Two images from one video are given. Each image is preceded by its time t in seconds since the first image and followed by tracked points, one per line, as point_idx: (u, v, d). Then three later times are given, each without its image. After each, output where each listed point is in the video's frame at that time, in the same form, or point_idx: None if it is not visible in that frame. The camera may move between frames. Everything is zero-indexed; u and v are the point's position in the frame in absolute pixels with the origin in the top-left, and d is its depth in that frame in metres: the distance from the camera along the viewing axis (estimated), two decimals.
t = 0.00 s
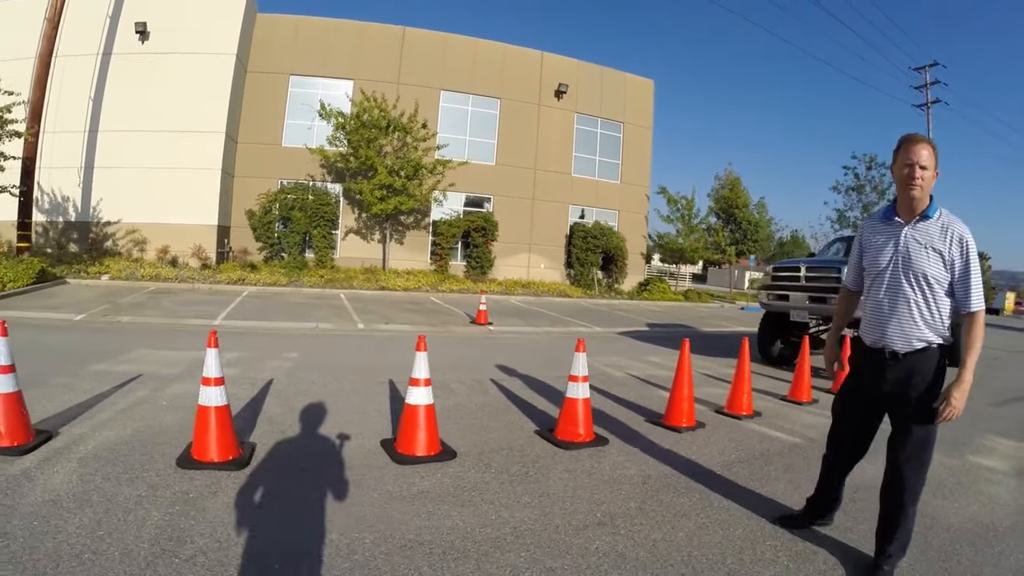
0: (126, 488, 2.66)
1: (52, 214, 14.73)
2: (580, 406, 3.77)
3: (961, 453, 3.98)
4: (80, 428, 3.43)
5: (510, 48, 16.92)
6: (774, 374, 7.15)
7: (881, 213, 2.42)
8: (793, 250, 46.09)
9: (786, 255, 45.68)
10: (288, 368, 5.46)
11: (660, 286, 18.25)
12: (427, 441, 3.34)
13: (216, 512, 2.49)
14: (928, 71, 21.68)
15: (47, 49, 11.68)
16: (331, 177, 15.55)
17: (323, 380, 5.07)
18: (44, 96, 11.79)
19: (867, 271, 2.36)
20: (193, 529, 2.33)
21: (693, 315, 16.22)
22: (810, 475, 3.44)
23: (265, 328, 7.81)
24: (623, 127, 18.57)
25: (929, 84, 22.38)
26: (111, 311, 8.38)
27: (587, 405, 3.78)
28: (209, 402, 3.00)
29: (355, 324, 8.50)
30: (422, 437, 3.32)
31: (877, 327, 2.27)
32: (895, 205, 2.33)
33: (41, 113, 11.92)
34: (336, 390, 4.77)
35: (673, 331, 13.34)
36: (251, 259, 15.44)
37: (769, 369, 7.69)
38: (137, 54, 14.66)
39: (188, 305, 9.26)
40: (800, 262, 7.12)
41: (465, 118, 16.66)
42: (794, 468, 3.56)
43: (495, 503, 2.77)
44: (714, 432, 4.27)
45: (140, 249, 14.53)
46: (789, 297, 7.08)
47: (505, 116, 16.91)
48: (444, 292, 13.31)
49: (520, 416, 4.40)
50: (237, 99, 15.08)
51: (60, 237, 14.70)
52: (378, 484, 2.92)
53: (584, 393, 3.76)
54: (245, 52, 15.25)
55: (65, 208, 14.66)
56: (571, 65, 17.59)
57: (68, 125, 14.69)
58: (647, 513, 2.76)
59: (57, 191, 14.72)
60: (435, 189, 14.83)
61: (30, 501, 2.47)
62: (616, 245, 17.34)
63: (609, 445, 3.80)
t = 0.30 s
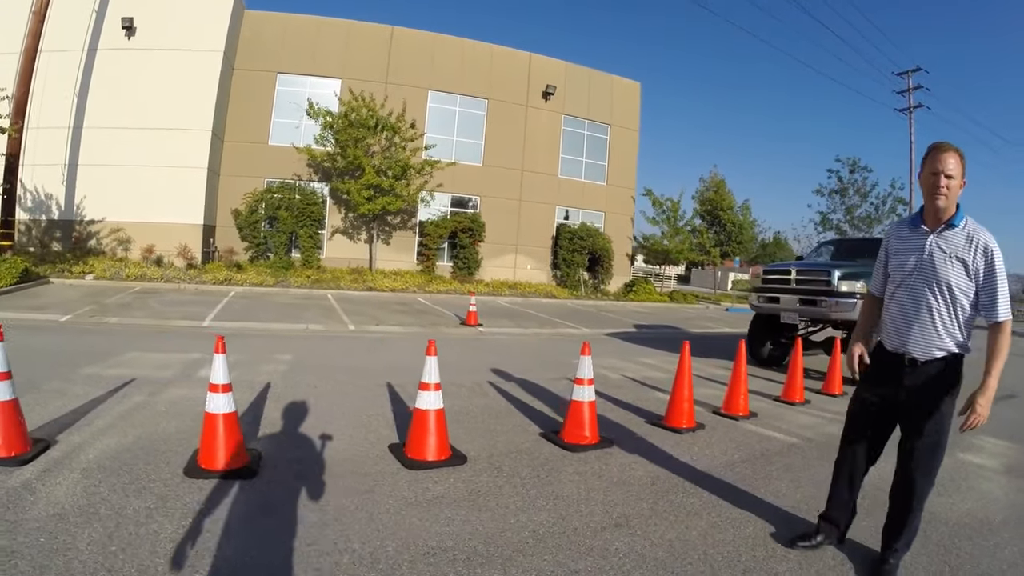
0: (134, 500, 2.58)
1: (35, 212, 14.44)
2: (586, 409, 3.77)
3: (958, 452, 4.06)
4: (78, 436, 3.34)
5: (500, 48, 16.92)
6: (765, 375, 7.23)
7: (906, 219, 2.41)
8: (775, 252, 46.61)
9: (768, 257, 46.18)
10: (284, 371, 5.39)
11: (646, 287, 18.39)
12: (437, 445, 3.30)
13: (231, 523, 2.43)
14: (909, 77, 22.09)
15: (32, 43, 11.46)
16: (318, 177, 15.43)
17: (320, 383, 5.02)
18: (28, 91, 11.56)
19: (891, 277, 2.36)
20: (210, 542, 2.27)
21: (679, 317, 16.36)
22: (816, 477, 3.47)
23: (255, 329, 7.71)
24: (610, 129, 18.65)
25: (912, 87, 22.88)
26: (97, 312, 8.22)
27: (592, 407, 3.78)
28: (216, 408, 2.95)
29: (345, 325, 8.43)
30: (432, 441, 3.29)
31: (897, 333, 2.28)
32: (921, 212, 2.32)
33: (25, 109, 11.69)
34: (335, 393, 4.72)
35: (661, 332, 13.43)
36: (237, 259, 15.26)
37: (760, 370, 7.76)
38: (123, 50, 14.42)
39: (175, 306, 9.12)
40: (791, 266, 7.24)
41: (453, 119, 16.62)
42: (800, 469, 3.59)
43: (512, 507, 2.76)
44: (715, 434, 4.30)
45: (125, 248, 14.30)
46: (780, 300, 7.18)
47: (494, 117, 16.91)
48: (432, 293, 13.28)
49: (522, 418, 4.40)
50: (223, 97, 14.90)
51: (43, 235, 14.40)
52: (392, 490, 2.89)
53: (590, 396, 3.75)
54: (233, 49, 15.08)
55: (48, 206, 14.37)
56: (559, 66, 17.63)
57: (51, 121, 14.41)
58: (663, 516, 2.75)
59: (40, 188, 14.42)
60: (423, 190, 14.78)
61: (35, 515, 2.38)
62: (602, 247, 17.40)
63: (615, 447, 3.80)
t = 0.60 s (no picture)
0: (138, 514, 2.52)
1: (16, 211, 14.12)
2: (588, 413, 3.78)
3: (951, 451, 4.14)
4: (73, 446, 3.26)
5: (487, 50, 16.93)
6: (754, 377, 7.32)
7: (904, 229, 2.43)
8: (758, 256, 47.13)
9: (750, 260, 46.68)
10: (277, 375, 5.34)
11: (631, 289, 18.51)
12: (444, 451, 3.28)
13: (241, 537, 2.38)
14: (889, 83, 22.48)
15: (16, 39, 11.21)
16: (303, 178, 15.28)
17: (315, 387, 4.99)
18: (11, 88, 11.32)
19: (892, 287, 2.35)
20: (224, 556, 2.22)
21: (664, 319, 16.49)
22: (819, 479, 3.52)
23: (244, 332, 7.60)
24: (595, 132, 18.73)
25: (895, 93, 23.17)
26: (82, 314, 8.04)
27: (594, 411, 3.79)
28: (221, 418, 2.91)
29: (334, 328, 8.36)
30: (439, 447, 3.26)
31: (901, 342, 2.27)
32: (920, 221, 2.33)
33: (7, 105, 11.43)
34: (332, 399, 4.67)
35: (647, 334, 13.51)
36: (222, 260, 15.05)
37: (749, 373, 7.85)
38: (109, 47, 14.20)
39: (161, 308, 8.95)
40: (779, 269, 7.36)
41: (440, 121, 16.58)
42: (802, 472, 3.64)
43: (524, 512, 2.76)
44: (713, 437, 4.33)
45: (107, 248, 13.96)
46: (768, 303, 7.27)
47: (481, 119, 16.91)
48: (418, 295, 13.21)
49: (522, 422, 4.41)
50: (209, 97, 14.72)
51: (24, 236, 14.06)
52: (403, 497, 2.87)
53: (592, 401, 3.76)
54: (219, 48, 14.90)
55: (30, 205, 14.04)
56: (545, 69, 17.67)
57: (33, 118, 14.10)
58: (674, 522, 2.76)
59: (22, 187, 14.10)
60: (409, 191, 14.72)
61: (35, 533, 2.30)
62: (587, 249, 17.45)
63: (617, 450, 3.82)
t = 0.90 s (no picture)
0: (139, 526, 2.45)
1: None
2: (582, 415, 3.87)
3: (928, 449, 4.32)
4: (62, 456, 3.15)
5: (465, 52, 16.89)
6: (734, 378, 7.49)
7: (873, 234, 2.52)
8: (729, 259, 47.95)
9: (721, 262, 47.47)
10: (264, 378, 5.26)
11: (606, 291, 18.70)
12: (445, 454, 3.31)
13: (251, 545, 2.34)
14: (862, 88, 22.56)
15: None
16: (279, 178, 15.04)
17: (304, 391, 4.94)
18: None
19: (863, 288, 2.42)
20: (236, 565, 2.19)
21: (639, 320, 16.70)
22: (809, 478, 3.63)
23: (224, 335, 7.46)
24: (572, 135, 18.84)
25: (867, 99, 22.72)
26: (56, 315, 7.79)
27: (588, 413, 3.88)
28: (223, 425, 2.87)
29: (315, 330, 8.26)
30: (439, 451, 3.29)
31: (875, 340, 2.33)
32: (888, 225, 2.43)
33: None
34: (322, 403, 4.63)
35: (624, 336, 13.66)
36: (198, 261, 14.74)
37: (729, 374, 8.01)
38: (87, 42, 13.79)
39: (137, 309, 8.72)
40: (758, 273, 7.66)
41: (417, 122, 16.49)
42: (793, 472, 3.74)
43: (531, 514, 2.81)
44: (703, 438, 4.42)
45: (81, 248, 13.64)
46: (748, 306, 7.58)
47: (460, 121, 16.89)
48: (395, 297, 13.13)
49: (515, 425, 4.44)
50: (186, 94, 14.42)
51: None
52: (409, 501, 2.88)
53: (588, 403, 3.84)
54: (197, 45, 14.60)
55: None
56: (523, 71, 17.72)
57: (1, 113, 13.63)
58: (677, 522, 2.81)
59: None
60: (386, 193, 14.62)
61: (35, 549, 2.22)
62: (563, 251, 17.54)
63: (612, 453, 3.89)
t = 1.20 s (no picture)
0: (130, 543, 2.38)
1: None
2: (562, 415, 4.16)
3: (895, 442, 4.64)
4: (39, 469, 3.03)
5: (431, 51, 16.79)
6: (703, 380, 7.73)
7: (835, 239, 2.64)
8: (689, 259, 48.98)
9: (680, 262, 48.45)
10: (239, 385, 5.16)
11: (570, 291, 18.89)
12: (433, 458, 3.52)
13: (250, 558, 2.33)
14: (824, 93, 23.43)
15: None
16: (244, 176, 14.66)
17: (282, 398, 4.88)
18: None
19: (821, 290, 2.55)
20: None
21: (604, 320, 16.91)
22: (774, 477, 3.89)
23: (191, 337, 7.24)
24: (537, 136, 18.94)
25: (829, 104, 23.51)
26: (14, 318, 7.43)
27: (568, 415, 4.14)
28: (210, 434, 2.83)
29: (282, 332, 8.10)
30: (426, 455, 3.48)
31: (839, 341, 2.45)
32: (849, 230, 2.54)
33: None
34: (302, 412, 4.59)
35: (591, 336, 13.83)
36: (161, 261, 14.27)
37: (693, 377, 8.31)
38: (51, 34, 13.22)
39: (100, 311, 8.40)
40: (726, 275, 8.21)
41: (383, 121, 16.31)
42: (760, 472, 4.00)
43: (523, 514, 2.97)
44: (678, 443, 4.60)
45: (41, 247, 13.01)
46: (716, 306, 8.15)
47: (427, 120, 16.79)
48: (361, 298, 12.96)
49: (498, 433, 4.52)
50: (151, 89, 13.95)
51: None
52: (401, 507, 3.00)
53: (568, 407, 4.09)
54: (161, 40, 14.14)
55: None
56: (489, 72, 17.71)
57: None
58: (667, 519, 3.00)
59: None
60: (353, 192, 14.42)
61: (23, 570, 2.14)
62: (528, 252, 17.61)
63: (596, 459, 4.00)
